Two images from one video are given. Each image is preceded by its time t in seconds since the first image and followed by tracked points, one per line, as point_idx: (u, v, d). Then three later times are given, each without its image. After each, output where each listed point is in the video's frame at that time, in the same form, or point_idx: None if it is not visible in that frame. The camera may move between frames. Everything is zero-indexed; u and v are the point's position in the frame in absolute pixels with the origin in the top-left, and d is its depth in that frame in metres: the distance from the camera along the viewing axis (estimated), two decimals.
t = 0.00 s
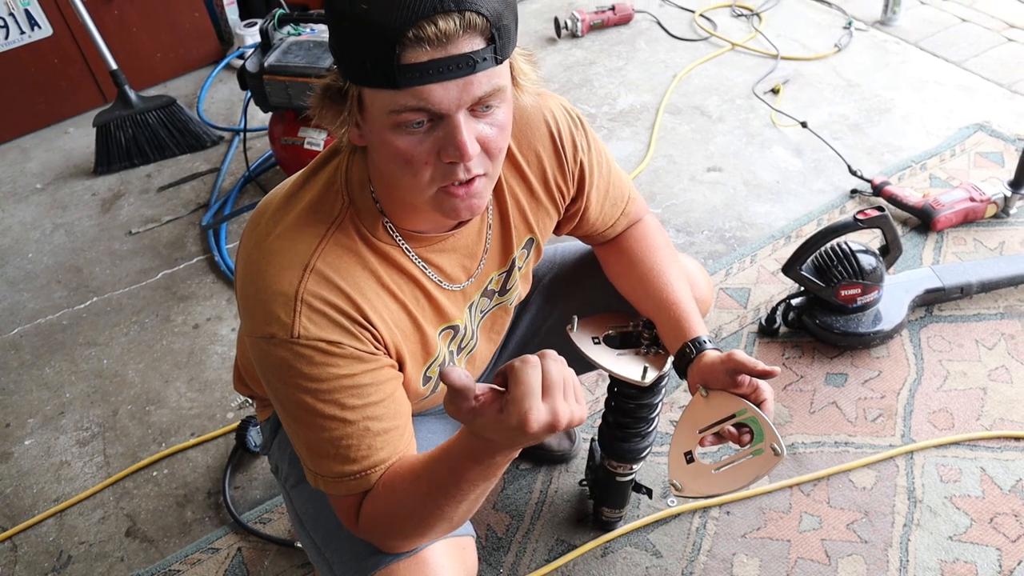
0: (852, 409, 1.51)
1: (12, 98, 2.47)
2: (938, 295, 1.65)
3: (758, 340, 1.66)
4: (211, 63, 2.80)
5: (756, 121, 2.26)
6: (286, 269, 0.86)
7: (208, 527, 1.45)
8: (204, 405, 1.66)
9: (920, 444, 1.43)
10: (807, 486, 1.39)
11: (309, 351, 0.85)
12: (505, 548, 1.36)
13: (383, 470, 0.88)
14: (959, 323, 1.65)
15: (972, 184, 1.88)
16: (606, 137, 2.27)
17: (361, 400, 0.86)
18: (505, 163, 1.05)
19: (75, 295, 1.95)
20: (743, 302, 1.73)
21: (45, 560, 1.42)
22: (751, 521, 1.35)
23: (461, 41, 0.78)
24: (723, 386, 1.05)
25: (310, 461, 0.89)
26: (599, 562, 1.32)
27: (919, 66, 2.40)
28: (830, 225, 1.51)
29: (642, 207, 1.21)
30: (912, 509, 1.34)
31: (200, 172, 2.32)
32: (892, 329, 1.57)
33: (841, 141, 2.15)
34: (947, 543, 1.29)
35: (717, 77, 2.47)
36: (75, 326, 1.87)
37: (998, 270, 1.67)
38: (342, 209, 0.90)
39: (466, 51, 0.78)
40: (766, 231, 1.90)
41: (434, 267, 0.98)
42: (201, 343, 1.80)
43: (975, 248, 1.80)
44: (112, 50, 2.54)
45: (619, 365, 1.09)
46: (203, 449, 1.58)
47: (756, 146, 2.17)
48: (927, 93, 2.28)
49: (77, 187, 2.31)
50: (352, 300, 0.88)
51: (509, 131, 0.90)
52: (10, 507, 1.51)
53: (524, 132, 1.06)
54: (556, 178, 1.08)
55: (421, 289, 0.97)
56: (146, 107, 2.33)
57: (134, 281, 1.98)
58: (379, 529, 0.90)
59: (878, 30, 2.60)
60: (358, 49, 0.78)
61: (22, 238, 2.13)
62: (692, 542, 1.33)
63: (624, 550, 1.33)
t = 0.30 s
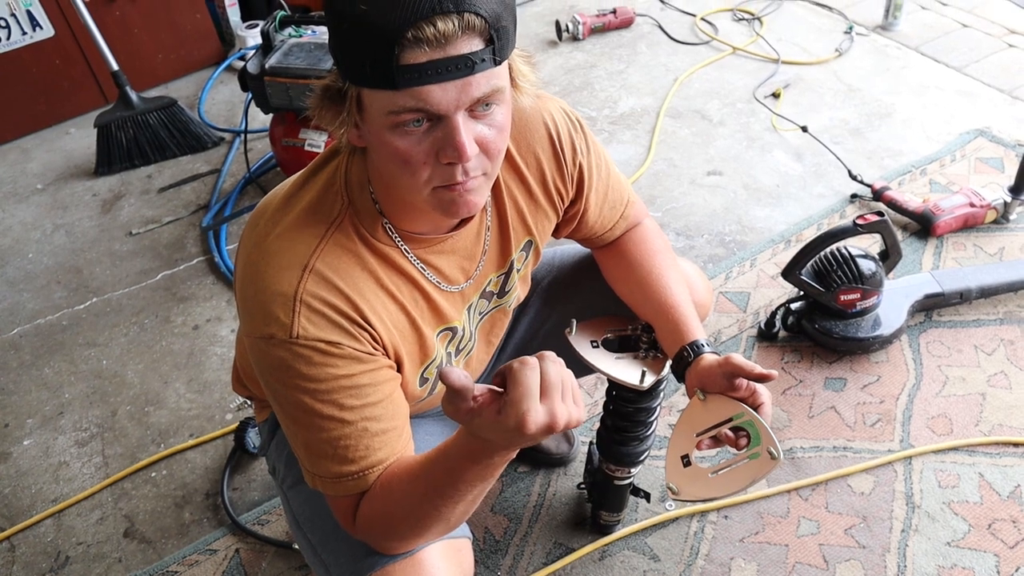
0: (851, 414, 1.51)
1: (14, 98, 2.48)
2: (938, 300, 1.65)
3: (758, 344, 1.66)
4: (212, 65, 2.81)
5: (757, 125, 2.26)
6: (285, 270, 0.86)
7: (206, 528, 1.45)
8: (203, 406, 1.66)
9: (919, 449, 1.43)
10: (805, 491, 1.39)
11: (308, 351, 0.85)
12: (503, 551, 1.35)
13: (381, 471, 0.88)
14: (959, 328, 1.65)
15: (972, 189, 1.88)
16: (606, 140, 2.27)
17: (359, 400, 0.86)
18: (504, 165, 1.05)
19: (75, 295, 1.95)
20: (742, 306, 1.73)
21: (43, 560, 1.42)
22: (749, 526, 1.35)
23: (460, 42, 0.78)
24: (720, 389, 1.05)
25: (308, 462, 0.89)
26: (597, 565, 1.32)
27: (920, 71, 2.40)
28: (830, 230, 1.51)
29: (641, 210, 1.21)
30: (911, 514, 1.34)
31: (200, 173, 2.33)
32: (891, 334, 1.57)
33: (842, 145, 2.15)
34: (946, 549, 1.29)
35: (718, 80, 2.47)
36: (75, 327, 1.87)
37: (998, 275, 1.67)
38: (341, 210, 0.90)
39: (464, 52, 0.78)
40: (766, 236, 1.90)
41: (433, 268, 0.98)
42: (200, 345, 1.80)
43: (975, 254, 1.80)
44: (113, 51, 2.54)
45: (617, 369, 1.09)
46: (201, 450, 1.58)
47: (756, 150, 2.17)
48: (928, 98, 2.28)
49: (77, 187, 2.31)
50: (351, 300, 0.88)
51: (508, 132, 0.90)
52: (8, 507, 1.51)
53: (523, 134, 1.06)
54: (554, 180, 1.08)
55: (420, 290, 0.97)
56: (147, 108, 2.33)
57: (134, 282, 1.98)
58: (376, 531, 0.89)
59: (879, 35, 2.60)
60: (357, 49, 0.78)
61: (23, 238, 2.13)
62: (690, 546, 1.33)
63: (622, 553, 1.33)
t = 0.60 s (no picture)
0: (849, 417, 1.50)
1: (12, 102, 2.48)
2: (936, 303, 1.65)
3: (756, 348, 1.66)
4: (210, 68, 2.81)
5: (755, 128, 2.26)
6: (278, 273, 0.86)
7: (204, 533, 1.44)
8: (201, 410, 1.66)
9: (918, 452, 1.43)
10: (804, 494, 1.39)
11: (302, 355, 0.84)
12: (501, 555, 1.35)
13: (376, 474, 0.87)
14: (957, 331, 1.65)
15: (971, 192, 1.88)
16: (605, 143, 2.27)
17: (353, 403, 0.86)
18: (497, 168, 1.05)
19: (73, 299, 1.95)
20: (741, 309, 1.73)
21: (40, 565, 1.41)
22: (748, 530, 1.35)
23: (454, 46, 0.78)
24: (717, 392, 1.05)
25: (303, 466, 0.89)
26: (595, 569, 1.31)
27: (918, 74, 2.40)
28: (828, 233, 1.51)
29: (637, 213, 1.21)
30: (910, 518, 1.34)
31: (198, 176, 2.33)
32: (890, 337, 1.57)
33: (840, 148, 2.15)
34: (945, 552, 1.28)
35: (716, 83, 2.47)
36: (73, 331, 1.86)
37: (997, 278, 1.67)
38: (334, 213, 0.90)
39: (459, 57, 0.79)
40: (764, 239, 1.90)
41: (427, 271, 0.98)
42: (198, 349, 1.80)
43: (973, 257, 1.80)
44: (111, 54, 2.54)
45: (613, 373, 1.08)
46: (199, 454, 1.57)
47: (755, 153, 2.17)
48: (926, 101, 2.28)
49: (75, 191, 2.31)
50: (345, 304, 0.88)
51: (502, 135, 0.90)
52: (5, 512, 1.50)
53: (517, 137, 1.06)
54: (549, 183, 1.08)
55: (414, 294, 0.97)
56: (145, 111, 2.33)
57: (132, 286, 1.98)
58: (372, 534, 0.89)
59: (877, 37, 2.60)
60: (351, 53, 0.78)
61: (21, 242, 2.13)
62: (688, 551, 1.33)
63: (620, 558, 1.33)
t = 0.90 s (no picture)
0: (848, 419, 1.50)
1: (8, 106, 2.47)
2: (935, 305, 1.65)
3: (754, 350, 1.65)
4: (207, 70, 2.80)
5: (753, 130, 2.26)
6: (270, 277, 0.86)
7: (201, 537, 1.44)
8: (198, 414, 1.66)
9: (916, 454, 1.43)
10: (802, 497, 1.39)
11: (293, 359, 0.84)
12: (499, 559, 1.35)
13: (371, 479, 0.87)
14: (955, 333, 1.64)
15: (969, 193, 1.88)
16: (603, 145, 2.27)
17: (346, 408, 0.85)
18: (490, 170, 1.05)
19: (70, 303, 1.94)
20: (739, 311, 1.73)
21: (37, 571, 1.41)
22: (746, 533, 1.34)
23: (428, 36, 0.78)
24: (720, 395, 1.05)
25: (298, 471, 0.89)
26: (594, 573, 1.31)
27: (915, 75, 2.40)
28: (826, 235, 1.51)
29: (634, 215, 1.20)
30: (908, 520, 1.34)
31: (195, 179, 2.32)
32: (888, 339, 1.57)
33: (838, 149, 2.15)
34: (944, 555, 1.28)
35: (714, 85, 2.47)
36: (69, 335, 1.86)
37: (995, 279, 1.67)
38: (325, 216, 0.90)
39: (434, 47, 0.78)
40: (762, 241, 1.90)
41: (419, 273, 0.98)
42: (195, 352, 1.79)
43: (971, 258, 1.80)
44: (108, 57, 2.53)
45: (615, 374, 1.08)
46: (197, 458, 1.57)
47: (752, 154, 2.17)
48: (924, 102, 2.28)
49: (72, 195, 2.30)
50: (337, 307, 0.87)
51: (486, 129, 0.90)
52: (2, 517, 1.50)
53: (510, 138, 1.06)
54: (542, 185, 1.08)
55: (406, 296, 0.97)
56: (142, 114, 2.32)
57: (129, 289, 1.97)
58: (370, 539, 0.89)
59: (875, 39, 2.60)
60: (326, 49, 0.79)
61: (17, 246, 2.13)
62: (687, 554, 1.32)
63: (618, 561, 1.32)
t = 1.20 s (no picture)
0: (845, 419, 1.50)
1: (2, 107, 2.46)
2: (931, 305, 1.65)
3: (751, 350, 1.65)
4: (202, 71, 2.79)
5: (749, 130, 2.26)
6: (264, 277, 0.86)
7: (198, 540, 1.43)
8: (194, 416, 1.65)
9: (914, 455, 1.43)
10: (800, 498, 1.39)
11: (287, 359, 0.84)
12: (496, 561, 1.34)
13: (365, 480, 0.87)
14: (952, 333, 1.65)
15: (965, 194, 1.88)
16: (599, 146, 2.27)
17: (340, 409, 0.85)
18: (484, 169, 1.05)
19: (65, 305, 1.94)
20: (736, 312, 1.73)
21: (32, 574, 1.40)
22: (744, 533, 1.34)
23: (423, 31, 0.78)
24: (718, 394, 1.04)
25: (292, 471, 0.88)
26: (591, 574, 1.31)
27: (911, 76, 2.40)
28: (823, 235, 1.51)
29: (628, 214, 1.20)
30: (906, 521, 1.34)
31: (191, 181, 2.32)
32: (884, 339, 1.57)
33: (834, 150, 2.15)
34: (941, 555, 1.28)
35: (710, 85, 2.48)
36: (64, 337, 1.85)
37: (991, 280, 1.67)
38: (319, 216, 0.90)
39: (429, 42, 0.78)
40: (759, 241, 1.90)
41: (414, 273, 0.98)
42: (191, 354, 1.79)
43: (968, 258, 1.80)
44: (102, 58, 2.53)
45: (613, 375, 1.08)
46: (193, 460, 1.56)
47: (749, 155, 2.17)
48: (920, 103, 2.28)
49: (67, 196, 2.29)
50: (331, 307, 0.87)
51: (481, 125, 0.90)
52: None
53: (503, 138, 1.06)
54: (536, 185, 1.08)
55: (401, 295, 0.96)
56: (137, 115, 2.32)
57: (124, 291, 1.96)
58: (364, 540, 0.88)
59: (871, 39, 2.61)
60: (320, 47, 0.78)
61: (12, 248, 2.12)
62: (685, 555, 1.32)
63: (616, 562, 1.32)
